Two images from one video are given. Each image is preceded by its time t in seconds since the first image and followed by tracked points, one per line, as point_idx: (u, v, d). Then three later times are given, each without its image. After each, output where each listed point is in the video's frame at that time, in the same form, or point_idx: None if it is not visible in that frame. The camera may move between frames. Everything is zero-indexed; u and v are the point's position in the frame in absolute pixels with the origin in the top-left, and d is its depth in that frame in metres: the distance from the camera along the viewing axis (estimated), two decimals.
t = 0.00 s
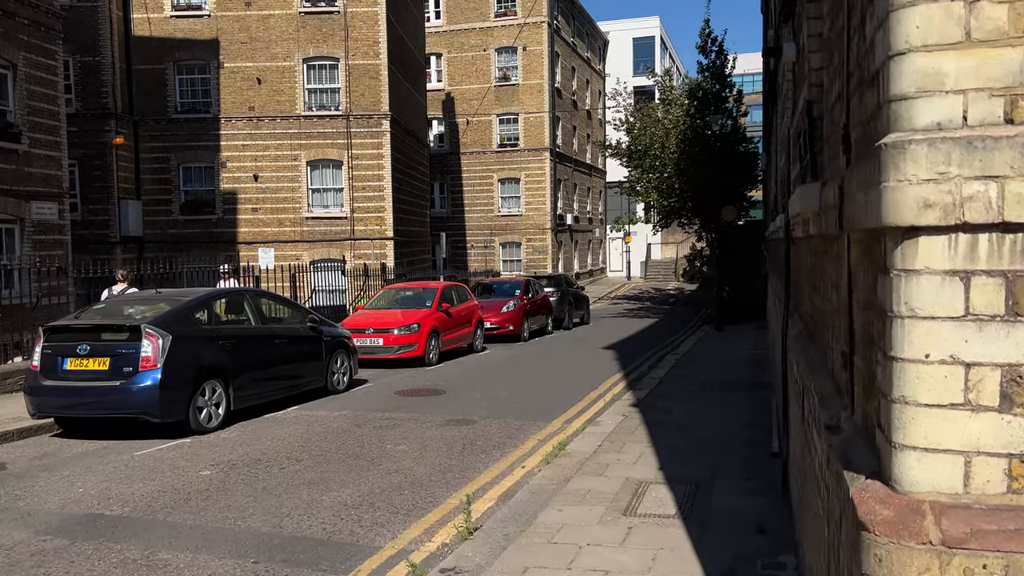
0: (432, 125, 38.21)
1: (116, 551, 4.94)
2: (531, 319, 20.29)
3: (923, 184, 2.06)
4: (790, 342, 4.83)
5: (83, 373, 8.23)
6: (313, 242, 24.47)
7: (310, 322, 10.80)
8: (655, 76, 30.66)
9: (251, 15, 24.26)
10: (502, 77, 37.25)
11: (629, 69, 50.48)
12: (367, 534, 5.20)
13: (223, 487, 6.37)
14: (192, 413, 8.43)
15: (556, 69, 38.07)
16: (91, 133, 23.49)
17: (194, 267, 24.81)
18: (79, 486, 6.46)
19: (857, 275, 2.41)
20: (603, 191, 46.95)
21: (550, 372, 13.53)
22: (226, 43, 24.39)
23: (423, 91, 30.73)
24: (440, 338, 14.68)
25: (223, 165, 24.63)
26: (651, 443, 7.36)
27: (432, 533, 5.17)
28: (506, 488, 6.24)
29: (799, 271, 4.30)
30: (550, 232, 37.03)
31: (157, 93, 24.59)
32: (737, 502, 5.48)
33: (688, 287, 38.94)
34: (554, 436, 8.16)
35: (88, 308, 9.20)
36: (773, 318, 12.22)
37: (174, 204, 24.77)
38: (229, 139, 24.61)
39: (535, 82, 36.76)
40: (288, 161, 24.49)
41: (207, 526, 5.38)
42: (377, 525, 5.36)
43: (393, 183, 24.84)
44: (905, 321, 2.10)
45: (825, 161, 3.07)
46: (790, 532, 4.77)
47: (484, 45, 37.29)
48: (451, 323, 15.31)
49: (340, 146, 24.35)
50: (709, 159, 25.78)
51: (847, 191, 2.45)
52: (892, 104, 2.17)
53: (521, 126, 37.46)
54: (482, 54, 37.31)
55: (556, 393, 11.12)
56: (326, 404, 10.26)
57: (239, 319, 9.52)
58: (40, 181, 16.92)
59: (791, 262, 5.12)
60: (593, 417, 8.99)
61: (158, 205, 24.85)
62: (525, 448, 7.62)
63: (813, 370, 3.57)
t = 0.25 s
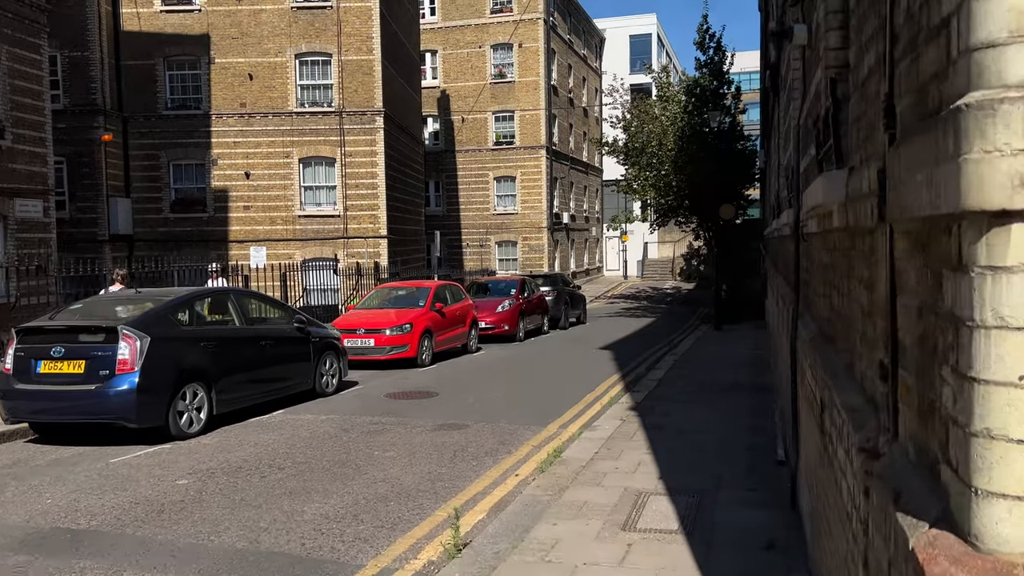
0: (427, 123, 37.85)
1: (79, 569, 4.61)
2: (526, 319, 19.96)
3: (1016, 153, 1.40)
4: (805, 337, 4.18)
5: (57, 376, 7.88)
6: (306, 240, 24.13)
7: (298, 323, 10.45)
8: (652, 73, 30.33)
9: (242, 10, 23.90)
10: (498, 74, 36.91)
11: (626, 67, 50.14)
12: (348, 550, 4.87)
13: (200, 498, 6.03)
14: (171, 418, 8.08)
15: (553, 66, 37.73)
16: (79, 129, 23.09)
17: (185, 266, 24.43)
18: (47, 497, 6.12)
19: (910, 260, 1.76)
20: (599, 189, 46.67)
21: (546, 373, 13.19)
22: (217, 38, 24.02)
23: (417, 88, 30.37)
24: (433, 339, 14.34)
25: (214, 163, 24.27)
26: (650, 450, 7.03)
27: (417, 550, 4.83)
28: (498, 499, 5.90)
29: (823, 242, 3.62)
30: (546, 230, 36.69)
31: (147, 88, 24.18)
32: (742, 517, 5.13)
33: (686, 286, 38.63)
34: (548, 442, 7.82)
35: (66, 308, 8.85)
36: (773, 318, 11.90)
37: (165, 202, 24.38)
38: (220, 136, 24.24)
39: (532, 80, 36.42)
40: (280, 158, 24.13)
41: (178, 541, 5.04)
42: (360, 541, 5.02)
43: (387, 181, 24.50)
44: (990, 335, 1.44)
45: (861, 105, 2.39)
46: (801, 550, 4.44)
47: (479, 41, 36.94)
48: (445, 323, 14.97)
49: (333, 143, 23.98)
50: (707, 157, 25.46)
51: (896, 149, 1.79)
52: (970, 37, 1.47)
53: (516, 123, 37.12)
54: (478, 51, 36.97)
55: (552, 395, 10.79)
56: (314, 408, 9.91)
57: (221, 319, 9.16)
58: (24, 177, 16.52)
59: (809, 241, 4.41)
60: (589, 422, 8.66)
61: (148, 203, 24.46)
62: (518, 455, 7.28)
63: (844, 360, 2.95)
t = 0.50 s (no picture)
0: (422, 120, 37.49)
1: None
2: (521, 318, 19.63)
3: None
4: (813, 338, 3.84)
5: (25, 378, 7.53)
6: (297, 238, 23.78)
7: (281, 323, 10.08)
8: (649, 69, 29.98)
9: (232, 4, 23.50)
10: (493, 70, 36.54)
11: (622, 64, 49.77)
12: (320, 567, 4.54)
13: (168, 509, 5.68)
14: (145, 422, 7.73)
15: (548, 63, 37.36)
16: (66, 125, 22.69)
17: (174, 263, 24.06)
18: (6, 508, 5.77)
19: (972, 251, 1.41)
20: (596, 187, 46.35)
21: (539, 373, 12.85)
22: (207, 32, 23.63)
23: (411, 84, 30.00)
24: (423, 338, 13.99)
25: (204, 159, 23.89)
26: (646, 456, 6.70)
27: (394, 568, 4.48)
28: (484, 510, 5.56)
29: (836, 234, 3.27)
30: (541, 228, 36.34)
31: (136, 83, 23.77)
32: (743, 531, 4.79)
33: (682, 285, 38.33)
34: (540, 447, 7.49)
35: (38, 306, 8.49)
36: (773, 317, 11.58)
37: (154, 198, 24.00)
38: (210, 132, 23.85)
39: (527, 76, 36.06)
40: (271, 155, 23.75)
41: (136, 559, 4.69)
42: (334, 557, 4.68)
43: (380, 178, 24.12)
44: None
45: (889, 71, 2.04)
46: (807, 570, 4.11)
47: (474, 37, 36.58)
48: (436, 322, 14.62)
49: (325, 139, 23.61)
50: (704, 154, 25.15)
51: (952, 112, 1.44)
52: None
53: (512, 120, 36.76)
54: (473, 47, 36.61)
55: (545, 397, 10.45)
56: (298, 410, 9.57)
57: (199, 319, 8.80)
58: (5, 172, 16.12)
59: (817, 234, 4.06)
60: (582, 426, 8.32)
61: (136, 200, 24.08)
62: (508, 461, 6.95)
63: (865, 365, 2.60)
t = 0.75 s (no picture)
0: (416, 117, 37.11)
1: None
2: (515, 318, 19.27)
3: None
4: (826, 348, 3.51)
5: None
6: (288, 237, 23.40)
7: (264, 325, 9.70)
8: (646, 65, 29.62)
9: None
10: (488, 67, 36.16)
11: (619, 61, 49.37)
12: None
13: (131, 529, 5.30)
14: (116, 431, 7.35)
15: (544, 60, 36.98)
16: (52, 122, 22.27)
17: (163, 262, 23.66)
18: None
19: None
20: (592, 185, 46.00)
21: (533, 377, 12.48)
22: (196, 28, 23.24)
23: (405, 81, 29.60)
24: (414, 340, 13.61)
25: (193, 157, 23.49)
26: (643, 468, 6.34)
27: None
28: (470, 529, 5.20)
29: (855, 234, 2.94)
30: (537, 227, 35.95)
31: (123, 79, 23.36)
32: (748, 553, 4.44)
33: (679, 284, 37.97)
34: (531, 457, 7.14)
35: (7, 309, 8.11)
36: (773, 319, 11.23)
37: (142, 197, 23.61)
38: (199, 129, 23.45)
39: (522, 73, 35.67)
40: (261, 152, 23.35)
41: None
42: None
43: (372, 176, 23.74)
44: None
45: (943, 37, 1.70)
46: None
47: (469, 34, 36.20)
48: (428, 323, 14.24)
49: (316, 136, 23.22)
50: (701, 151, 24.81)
51: None
52: None
53: (507, 118, 36.37)
54: (468, 43, 36.23)
55: (538, 402, 10.09)
56: (281, 417, 9.19)
57: (176, 322, 8.42)
58: None
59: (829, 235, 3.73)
60: (576, 434, 7.96)
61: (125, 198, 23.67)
62: (498, 473, 6.58)
63: (897, 386, 2.27)
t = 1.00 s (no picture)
0: (410, 114, 36.68)
1: None
2: (510, 317, 18.91)
3: None
4: (849, 355, 3.16)
5: None
6: (279, 235, 22.99)
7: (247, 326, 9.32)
8: (643, 61, 29.24)
9: None
10: (483, 63, 35.75)
11: (616, 58, 48.95)
12: None
13: (91, 547, 4.92)
14: (85, 438, 6.97)
15: (540, 56, 36.57)
16: (37, 117, 21.76)
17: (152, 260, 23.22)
18: None
19: None
20: (588, 183, 45.63)
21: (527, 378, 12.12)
22: (185, 22, 22.79)
23: (399, 77, 29.20)
24: (405, 340, 13.24)
25: (182, 154, 23.07)
26: (642, 478, 5.97)
27: None
28: (457, 547, 4.83)
29: (888, 228, 2.58)
30: (533, 225, 35.58)
31: (111, 74, 22.90)
32: None
33: (676, 283, 37.62)
34: (524, 465, 6.78)
35: None
36: (775, 320, 10.88)
37: (130, 193, 23.18)
38: (189, 125, 23.03)
39: (518, 69, 35.28)
40: (251, 148, 22.95)
41: None
42: None
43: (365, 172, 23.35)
44: None
45: None
46: None
47: (464, 30, 35.80)
48: (420, 322, 13.88)
49: (308, 132, 22.83)
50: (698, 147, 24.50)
51: None
52: None
53: (502, 115, 35.98)
54: (463, 39, 35.83)
55: (532, 405, 9.72)
56: (263, 422, 8.81)
57: (153, 323, 8.04)
58: None
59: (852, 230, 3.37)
60: (571, 441, 7.60)
61: (113, 195, 23.23)
62: (488, 484, 6.20)
63: (954, 404, 1.90)
